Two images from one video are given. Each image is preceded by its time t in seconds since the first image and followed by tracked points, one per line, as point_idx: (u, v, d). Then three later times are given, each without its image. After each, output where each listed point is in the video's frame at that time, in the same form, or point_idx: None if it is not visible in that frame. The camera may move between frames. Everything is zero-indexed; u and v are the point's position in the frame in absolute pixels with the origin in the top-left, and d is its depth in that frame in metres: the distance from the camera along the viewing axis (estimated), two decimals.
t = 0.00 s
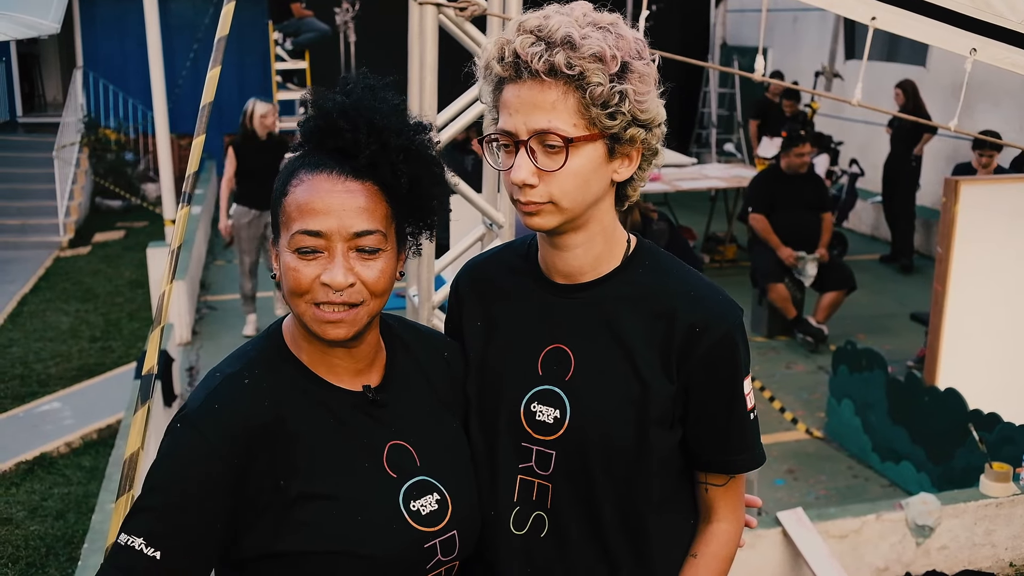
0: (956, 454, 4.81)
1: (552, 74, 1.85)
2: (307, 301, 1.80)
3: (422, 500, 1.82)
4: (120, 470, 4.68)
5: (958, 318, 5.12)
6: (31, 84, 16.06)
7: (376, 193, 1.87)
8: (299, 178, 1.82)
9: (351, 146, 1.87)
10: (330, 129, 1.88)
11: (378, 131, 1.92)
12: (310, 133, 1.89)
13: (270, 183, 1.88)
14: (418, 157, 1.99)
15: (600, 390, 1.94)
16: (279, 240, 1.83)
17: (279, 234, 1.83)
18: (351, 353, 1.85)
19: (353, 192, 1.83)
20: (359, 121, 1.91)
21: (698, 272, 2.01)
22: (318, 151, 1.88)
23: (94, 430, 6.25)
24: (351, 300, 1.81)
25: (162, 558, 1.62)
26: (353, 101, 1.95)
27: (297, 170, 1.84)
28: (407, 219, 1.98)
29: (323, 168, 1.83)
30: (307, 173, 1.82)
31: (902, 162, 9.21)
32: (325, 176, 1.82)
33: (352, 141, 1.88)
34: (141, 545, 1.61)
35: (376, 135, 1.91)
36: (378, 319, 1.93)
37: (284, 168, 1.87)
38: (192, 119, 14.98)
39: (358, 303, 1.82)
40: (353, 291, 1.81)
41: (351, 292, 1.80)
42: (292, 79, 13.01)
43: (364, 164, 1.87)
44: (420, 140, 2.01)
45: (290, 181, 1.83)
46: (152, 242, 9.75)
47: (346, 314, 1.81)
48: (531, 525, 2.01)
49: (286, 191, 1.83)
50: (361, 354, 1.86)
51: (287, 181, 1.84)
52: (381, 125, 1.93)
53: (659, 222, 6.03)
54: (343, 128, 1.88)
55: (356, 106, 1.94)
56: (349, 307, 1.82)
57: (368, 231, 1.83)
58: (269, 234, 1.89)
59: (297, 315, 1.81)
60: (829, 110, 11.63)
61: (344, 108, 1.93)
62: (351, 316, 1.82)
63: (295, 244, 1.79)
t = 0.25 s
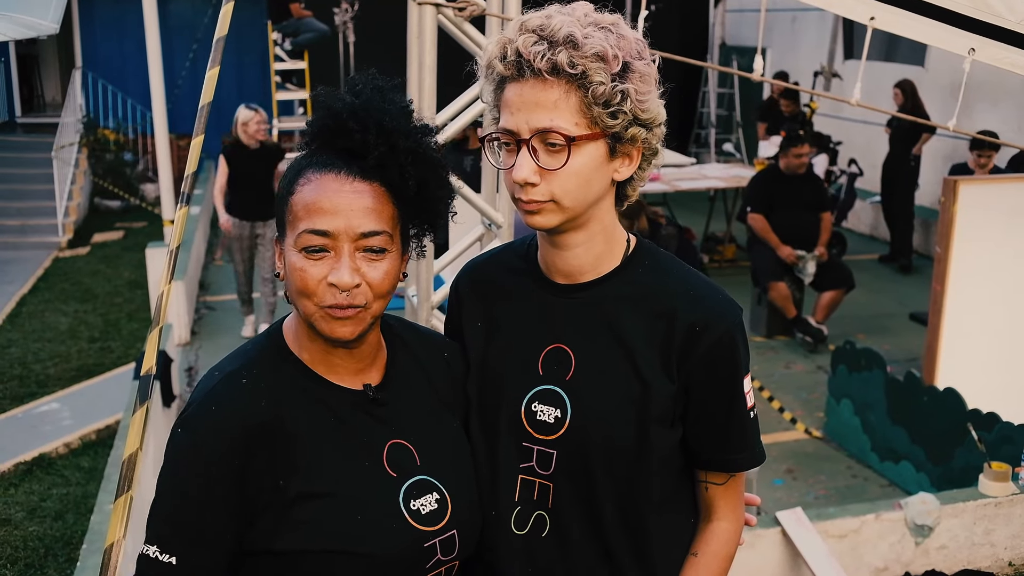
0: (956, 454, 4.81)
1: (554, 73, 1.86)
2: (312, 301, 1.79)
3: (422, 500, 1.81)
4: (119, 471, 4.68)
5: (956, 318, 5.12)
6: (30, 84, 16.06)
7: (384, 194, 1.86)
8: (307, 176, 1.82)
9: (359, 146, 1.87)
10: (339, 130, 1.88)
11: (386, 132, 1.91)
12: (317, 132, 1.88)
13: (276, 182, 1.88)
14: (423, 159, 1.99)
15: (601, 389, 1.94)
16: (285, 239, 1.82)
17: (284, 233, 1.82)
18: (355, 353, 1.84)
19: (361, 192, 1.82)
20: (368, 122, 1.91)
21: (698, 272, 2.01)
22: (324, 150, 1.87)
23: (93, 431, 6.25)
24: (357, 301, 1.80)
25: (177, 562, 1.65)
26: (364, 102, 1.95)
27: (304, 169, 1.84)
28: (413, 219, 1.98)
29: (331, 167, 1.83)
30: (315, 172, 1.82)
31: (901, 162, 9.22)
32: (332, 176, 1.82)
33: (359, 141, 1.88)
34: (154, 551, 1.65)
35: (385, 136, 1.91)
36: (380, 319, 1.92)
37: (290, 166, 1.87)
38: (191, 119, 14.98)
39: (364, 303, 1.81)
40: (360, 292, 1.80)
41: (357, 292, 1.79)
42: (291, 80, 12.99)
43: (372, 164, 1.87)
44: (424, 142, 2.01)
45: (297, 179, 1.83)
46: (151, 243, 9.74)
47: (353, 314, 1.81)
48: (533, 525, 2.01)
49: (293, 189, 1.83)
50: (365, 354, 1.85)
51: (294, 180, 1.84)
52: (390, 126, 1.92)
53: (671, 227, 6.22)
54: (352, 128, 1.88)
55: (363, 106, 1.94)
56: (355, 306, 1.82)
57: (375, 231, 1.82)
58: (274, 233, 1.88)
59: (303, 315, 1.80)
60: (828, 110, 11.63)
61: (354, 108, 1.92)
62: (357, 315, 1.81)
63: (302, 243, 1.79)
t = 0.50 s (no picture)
0: (954, 453, 4.81)
1: (555, 71, 1.86)
2: (315, 297, 1.79)
3: (422, 497, 1.82)
4: (118, 470, 4.68)
5: (955, 317, 5.13)
6: (28, 84, 16.04)
7: (383, 189, 1.86)
8: (307, 174, 1.82)
9: (358, 143, 1.87)
10: (337, 127, 1.88)
11: (384, 127, 1.91)
12: (315, 131, 1.88)
13: (275, 180, 1.88)
14: (424, 157, 1.99)
15: (601, 386, 1.94)
16: (286, 236, 1.82)
17: (285, 230, 1.82)
18: (357, 349, 1.84)
19: (362, 188, 1.83)
20: (366, 119, 1.91)
21: (697, 269, 2.01)
22: (325, 148, 1.87)
23: (92, 430, 6.24)
24: (362, 297, 1.80)
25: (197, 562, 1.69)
26: (362, 99, 1.94)
27: (304, 166, 1.84)
28: (412, 216, 1.98)
29: (331, 165, 1.83)
30: (315, 169, 1.82)
31: (899, 162, 9.23)
32: (333, 173, 1.82)
33: (360, 138, 1.88)
34: (173, 553, 1.70)
35: (383, 132, 1.91)
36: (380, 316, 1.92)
37: (289, 165, 1.87)
38: (189, 119, 14.96)
39: (367, 299, 1.81)
40: (365, 287, 1.80)
41: (362, 288, 1.79)
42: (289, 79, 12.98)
43: (372, 160, 1.87)
44: (422, 139, 2.01)
45: (297, 177, 1.83)
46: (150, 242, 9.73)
47: (358, 310, 1.80)
48: (532, 522, 2.02)
49: (293, 187, 1.83)
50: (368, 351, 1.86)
51: (294, 178, 1.84)
52: (387, 123, 1.92)
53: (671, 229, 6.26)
54: (351, 126, 1.88)
55: (363, 103, 1.94)
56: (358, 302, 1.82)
57: (378, 227, 1.83)
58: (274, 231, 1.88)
59: (306, 311, 1.80)
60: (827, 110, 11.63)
61: (352, 105, 1.92)
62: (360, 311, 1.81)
63: (304, 240, 1.79)
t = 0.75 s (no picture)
0: (954, 454, 4.81)
1: (555, 74, 1.86)
2: (315, 297, 1.79)
3: (425, 496, 1.82)
4: (117, 471, 4.67)
5: (954, 318, 5.13)
6: (28, 85, 16.05)
7: (380, 188, 1.87)
8: (305, 174, 1.82)
9: (355, 143, 1.87)
10: (334, 128, 1.88)
11: (380, 127, 1.92)
12: (311, 132, 1.88)
13: (273, 182, 1.88)
14: (420, 155, 1.99)
15: (600, 387, 1.94)
16: (285, 237, 1.82)
17: (284, 231, 1.82)
18: (358, 350, 1.84)
19: (360, 187, 1.83)
20: (361, 117, 1.91)
21: (697, 271, 2.01)
22: (323, 148, 1.87)
23: (91, 432, 6.24)
24: (360, 297, 1.80)
25: (188, 562, 1.68)
26: (357, 99, 1.95)
27: (302, 167, 1.84)
28: (410, 215, 1.98)
29: (328, 165, 1.83)
30: (313, 170, 1.83)
31: (899, 163, 9.23)
32: (330, 173, 1.82)
33: (357, 138, 1.88)
34: (167, 552, 1.69)
35: (378, 131, 1.91)
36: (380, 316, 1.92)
37: (287, 166, 1.87)
38: (189, 120, 14.97)
39: (366, 299, 1.82)
40: (365, 285, 1.80)
41: (360, 288, 1.80)
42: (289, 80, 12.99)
43: (369, 160, 1.87)
44: (420, 139, 2.01)
45: (295, 178, 1.83)
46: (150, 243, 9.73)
47: (357, 309, 1.81)
48: (532, 523, 2.01)
49: (291, 188, 1.83)
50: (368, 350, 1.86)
51: (291, 179, 1.84)
52: (382, 121, 1.93)
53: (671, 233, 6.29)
54: (347, 126, 1.88)
55: (360, 103, 1.94)
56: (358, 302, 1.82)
57: (376, 225, 1.83)
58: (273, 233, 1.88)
59: (304, 311, 1.80)
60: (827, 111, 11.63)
61: (347, 105, 1.93)
62: (361, 310, 1.81)
63: (303, 240, 1.79)
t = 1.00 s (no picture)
0: (953, 457, 4.81)
1: (528, 78, 1.87)
2: (305, 289, 1.79)
3: (428, 496, 1.82)
4: (116, 475, 4.67)
5: (954, 322, 5.13)
6: (28, 88, 16.06)
7: (370, 181, 1.88)
8: (296, 170, 1.85)
9: (345, 137, 1.88)
10: (325, 124, 1.90)
11: (370, 121, 1.93)
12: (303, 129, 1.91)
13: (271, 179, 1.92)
14: (412, 151, 1.99)
15: (600, 390, 1.94)
16: (277, 231, 1.84)
17: (277, 225, 1.84)
18: (353, 345, 1.83)
19: (348, 179, 1.85)
20: (351, 113, 1.93)
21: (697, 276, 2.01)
22: (314, 145, 1.89)
23: (91, 435, 6.24)
24: (350, 285, 1.79)
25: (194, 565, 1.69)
26: (347, 97, 1.96)
27: (294, 164, 1.87)
28: (406, 213, 1.98)
29: (318, 159, 1.86)
30: (303, 165, 1.85)
31: (899, 166, 9.24)
32: (320, 166, 1.84)
33: (346, 132, 1.89)
34: (173, 556, 1.70)
35: (369, 125, 1.93)
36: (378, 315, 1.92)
37: (282, 164, 1.90)
38: (189, 124, 14.98)
39: (355, 288, 1.80)
40: (353, 273, 1.79)
41: (348, 275, 1.78)
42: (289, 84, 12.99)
43: (357, 153, 1.89)
44: (416, 139, 2.02)
45: (287, 174, 1.86)
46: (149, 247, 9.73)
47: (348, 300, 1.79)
48: (531, 525, 2.02)
49: (283, 183, 1.85)
50: (363, 345, 1.85)
51: (284, 175, 1.86)
52: (372, 115, 1.94)
53: (673, 239, 6.28)
54: (336, 121, 1.90)
55: (351, 100, 1.96)
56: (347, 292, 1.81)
57: (365, 215, 1.83)
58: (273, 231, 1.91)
59: (296, 302, 1.80)
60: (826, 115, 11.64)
61: (336, 102, 1.94)
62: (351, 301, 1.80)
63: (292, 231, 1.80)
